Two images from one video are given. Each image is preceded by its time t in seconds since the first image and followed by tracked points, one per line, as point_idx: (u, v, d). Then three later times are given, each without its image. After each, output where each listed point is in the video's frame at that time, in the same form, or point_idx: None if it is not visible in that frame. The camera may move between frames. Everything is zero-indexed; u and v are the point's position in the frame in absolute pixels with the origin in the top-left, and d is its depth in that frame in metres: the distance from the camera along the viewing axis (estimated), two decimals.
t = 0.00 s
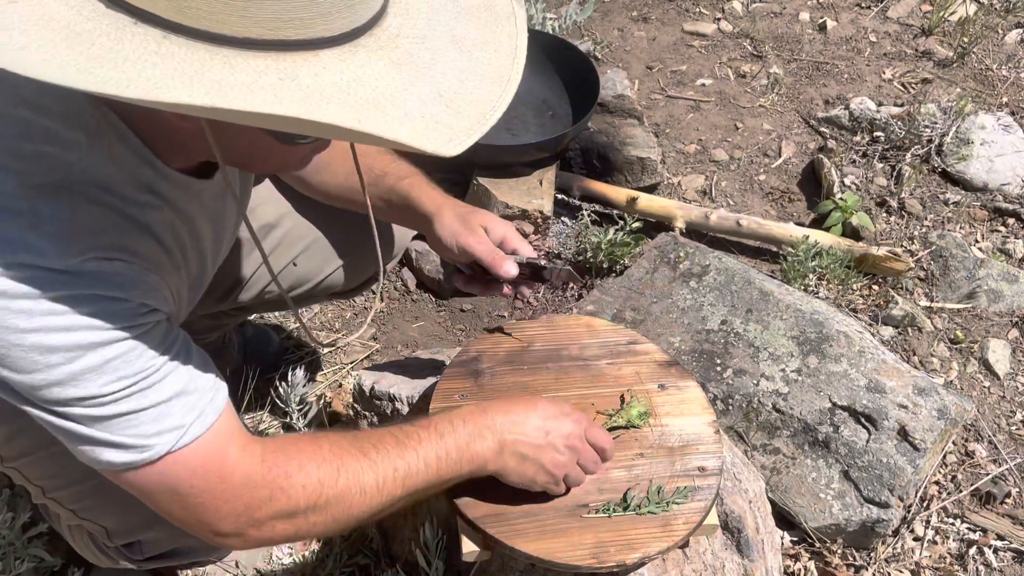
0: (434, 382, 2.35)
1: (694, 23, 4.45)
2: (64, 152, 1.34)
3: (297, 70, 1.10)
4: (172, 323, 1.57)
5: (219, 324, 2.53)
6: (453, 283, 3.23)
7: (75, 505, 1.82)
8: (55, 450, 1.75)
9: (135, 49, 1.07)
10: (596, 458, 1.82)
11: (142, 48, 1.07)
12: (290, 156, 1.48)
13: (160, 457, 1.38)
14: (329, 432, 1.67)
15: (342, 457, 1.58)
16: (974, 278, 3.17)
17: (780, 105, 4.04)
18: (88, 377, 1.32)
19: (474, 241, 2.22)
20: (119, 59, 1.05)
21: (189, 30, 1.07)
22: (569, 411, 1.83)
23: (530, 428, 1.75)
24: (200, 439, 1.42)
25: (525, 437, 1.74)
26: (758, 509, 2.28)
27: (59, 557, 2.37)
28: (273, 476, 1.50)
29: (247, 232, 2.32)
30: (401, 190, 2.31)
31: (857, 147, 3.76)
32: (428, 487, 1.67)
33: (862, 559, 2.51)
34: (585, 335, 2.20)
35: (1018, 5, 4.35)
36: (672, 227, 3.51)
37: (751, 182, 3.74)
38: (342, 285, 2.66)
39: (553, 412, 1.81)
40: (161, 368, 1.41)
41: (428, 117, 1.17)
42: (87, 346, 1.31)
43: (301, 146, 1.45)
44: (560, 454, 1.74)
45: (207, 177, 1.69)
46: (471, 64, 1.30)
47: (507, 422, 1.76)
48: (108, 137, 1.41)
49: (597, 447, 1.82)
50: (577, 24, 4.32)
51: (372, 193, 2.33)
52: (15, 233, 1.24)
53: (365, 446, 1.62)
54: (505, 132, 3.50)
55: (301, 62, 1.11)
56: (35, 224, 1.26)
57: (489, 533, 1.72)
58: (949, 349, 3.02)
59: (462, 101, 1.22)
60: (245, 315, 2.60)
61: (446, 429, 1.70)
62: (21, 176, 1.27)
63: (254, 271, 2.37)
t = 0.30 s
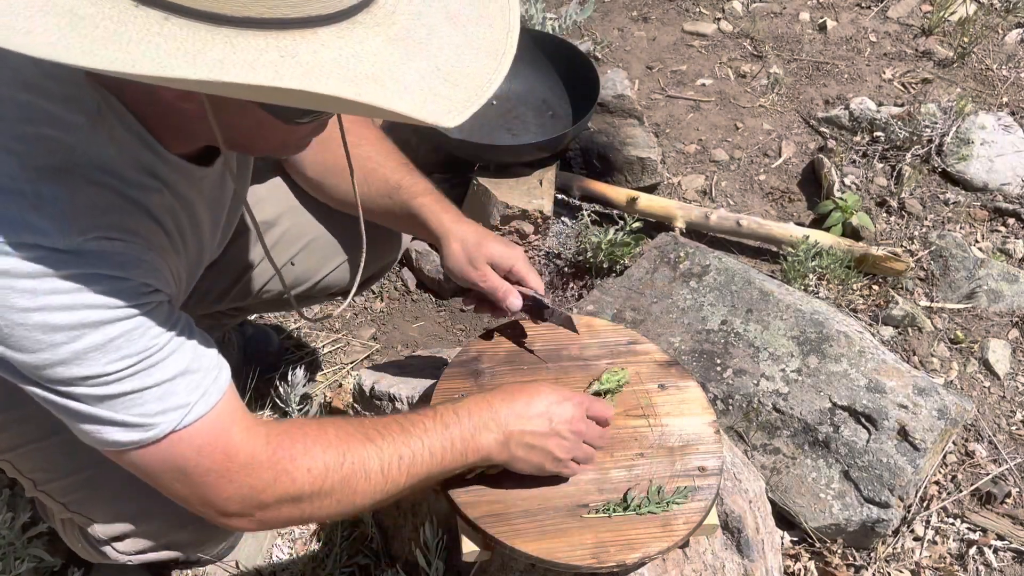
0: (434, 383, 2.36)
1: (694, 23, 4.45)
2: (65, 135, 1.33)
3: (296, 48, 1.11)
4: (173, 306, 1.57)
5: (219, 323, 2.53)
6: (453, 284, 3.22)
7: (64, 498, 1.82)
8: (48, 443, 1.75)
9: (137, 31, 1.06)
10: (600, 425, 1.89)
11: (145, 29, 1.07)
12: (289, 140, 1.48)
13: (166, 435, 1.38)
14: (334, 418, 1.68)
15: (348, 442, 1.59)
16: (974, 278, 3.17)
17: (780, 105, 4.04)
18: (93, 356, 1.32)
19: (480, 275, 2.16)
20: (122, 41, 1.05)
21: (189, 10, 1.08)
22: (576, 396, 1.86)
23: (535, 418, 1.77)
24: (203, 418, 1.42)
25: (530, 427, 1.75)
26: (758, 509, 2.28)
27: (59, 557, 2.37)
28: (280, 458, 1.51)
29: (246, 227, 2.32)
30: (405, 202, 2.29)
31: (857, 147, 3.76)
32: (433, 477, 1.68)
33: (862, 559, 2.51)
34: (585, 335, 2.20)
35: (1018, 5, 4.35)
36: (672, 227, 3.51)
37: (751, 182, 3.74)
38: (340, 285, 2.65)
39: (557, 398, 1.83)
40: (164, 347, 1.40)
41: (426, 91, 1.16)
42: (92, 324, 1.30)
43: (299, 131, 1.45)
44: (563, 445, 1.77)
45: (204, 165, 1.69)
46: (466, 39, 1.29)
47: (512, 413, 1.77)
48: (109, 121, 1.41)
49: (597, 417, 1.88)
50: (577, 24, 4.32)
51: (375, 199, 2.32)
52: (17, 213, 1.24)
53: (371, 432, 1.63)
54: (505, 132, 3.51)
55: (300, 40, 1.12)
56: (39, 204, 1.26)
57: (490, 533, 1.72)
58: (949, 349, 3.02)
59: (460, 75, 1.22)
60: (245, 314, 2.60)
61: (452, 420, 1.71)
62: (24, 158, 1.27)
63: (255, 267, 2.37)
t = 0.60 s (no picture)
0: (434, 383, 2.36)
1: (694, 23, 4.45)
2: (59, 132, 1.34)
3: (287, 49, 1.10)
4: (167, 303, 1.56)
5: (218, 322, 2.54)
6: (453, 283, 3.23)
7: (54, 491, 1.82)
8: (41, 434, 1.75)
9: (128, 34, 1.06)
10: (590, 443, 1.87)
11: (135, 31, 1.06)
12: (282, 137, 1.47)
13: (160, 429, 1.39)
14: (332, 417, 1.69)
15: (346, 439, 1.60)
16: (974, 278, 3.17)
17: (780, 105, 4.04)
18: (86, 351, 1.32)
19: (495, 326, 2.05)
20: (112, 44, 1.04)
21: (179, 11, 1.07)
22: (572, 397, 1.87)
23: (531, 419, 1.78)
24: (200, 411, 1.43)
25: (526, 428, 1.77)
26: (757, 509, 2.28)
27: (59, 557, 2.37)
28: (277, 453, 1.51)
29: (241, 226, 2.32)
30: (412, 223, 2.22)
31: (857, 147, 3.76)
32: (429, 479, 1.68)
33: (862, 559, 2.51)
34: (585, 335, 2.20)
35: (1018, 5, 4.35)
36: (672, 227, 3.52)
37: (751, 182, 3.74)
38: (338, 282, 2.65)
39: (549, 398, 1.84)
40: (158, 343, 1.41)
41: (417, 92, 1.18)
42: (85, 319, 1.31)
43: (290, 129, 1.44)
44: (559, 446, 1.78)
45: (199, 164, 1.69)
46: (457, 41, 1.31)
47: (508, 414, 1.78)
48: (104, 118, 1.40)
49: (595, 429, 1.86)
50: (577, 24, 4.32)
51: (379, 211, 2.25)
52: (10, 209, 1.24)
53: (369, 431, 1.64)
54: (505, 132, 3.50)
55: (291, 42, 1.11)
56: (31, 200, 1.26)
57: (489, 533, 1.72)
58: (949, 350, 3.02)
59: (450, 79, 1.24)
60: (243, 312, 2.60)
61: (449, 420, 1.72)
62: (18, 154, 1.28)
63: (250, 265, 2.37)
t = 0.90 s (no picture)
0: (434, 383, 2.36)
1: (694, 23, 4.45)
2: (53, 141, 1.33)
3: (276, 63, 1.11)
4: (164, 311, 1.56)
5: (219, 322, 2.54)
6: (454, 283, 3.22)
7: (54, 495, 1.81)
8: (41, 437, 1.74)
9: (116, 50, 1.07)
10: (588, 441, 1.88)
11: (125, 47, 1.07)
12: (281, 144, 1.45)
13: (159, 437, 1.39)
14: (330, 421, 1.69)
15: (345, 442, 1.60)
16: (974, 279, 3.17)
17: (780, 105, 4.04)
18: (84, 360, 1.32)
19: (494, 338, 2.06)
20: (101, 61, 1.06)
21: (167, 26, 1.07)
22: (568, 395, 1.87)
23: (528, 418, 1.78)
24: (202, 416, 1.43)
25: (523, 427, 1.77)
26: (757, 510, 2.28)
27: (59, 557, 2.37)
28: (277, 457, 1.51)
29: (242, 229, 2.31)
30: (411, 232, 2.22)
31: (857, 147, 3.76)
32: (429, 479, 1.68)
33: (862, 559, 2.51)
34: (585, 335, 2.20)
35: (1018, 5, 4.35)
36: (672, 227, 3.52)
37: (751, 182, 3.74)
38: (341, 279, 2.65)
39: (544, 395, 1.85)
40: (155, 352, 1.41)
41: (408, 106, 1.19)
42: (81, 329, 1.31)
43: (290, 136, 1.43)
44: (557, 443, 1.78)
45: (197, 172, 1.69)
46: (450, 52, 1.31)
47: (505, 414, 1.78)
48: (99, 125, 1.40)
49: (591, 425, 1.87)
50: (577, 23, 4.32)
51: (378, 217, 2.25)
52: (6, 219, 1.24)
53: (367, 433, 1.64)
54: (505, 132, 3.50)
55: (280, 55, 1.11)
56: (26, 210, 1.26)
57: (489, 533, 1.72)
58: (949, 350, 3.02)
59: (443, 91, 1.24)
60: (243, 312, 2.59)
61: (446, 421, 1.72)
62: (12, 164, 1.27)
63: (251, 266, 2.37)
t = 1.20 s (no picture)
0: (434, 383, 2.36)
1: (694, 23, 4.45)
2: (46, 144, 1.34)
3: (268, 63, 1.11)
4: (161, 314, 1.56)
5: (218, 322, 2.54)
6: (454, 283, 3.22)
7: (52, 497, 1.81)
8: (40, 440, 1.74)
9: (107, 53, 1.08)
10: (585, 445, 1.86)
11: (115, 50, 1.08)
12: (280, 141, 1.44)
13: (155, 440, 1.39)
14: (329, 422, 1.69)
15: (343, 444, 1.60)
16: (974, 278, 3.17)
17: (780, 106, 4.04)
18: (77, 364, 1.32)
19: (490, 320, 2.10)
20: (93, 64, 1.07)
21: (158, 29, 1.08)
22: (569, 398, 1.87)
23: (527, 420, 1.78)
24: (194, 420, 1.43)
25: (522, 428, 1.77)
26: (757, 510, 2.28)
27: (59, 557, 2.37)
28: (275, 459, 1.51)
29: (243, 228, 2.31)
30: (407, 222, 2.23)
31: (857, 147, 3.76)
32: (428, 480, 1.68)
33: (862, 559, 2.51)
34: (585, 335, 2.20)
35: (1018, 5, 4.36)
36: (672, 227, 3.52)
37: (751, 182, 3.74)
38: (343, 280, 2.64)
39: (544, 397, 1.85)
40: (149, 356, 1.41)
41: (402, 100, 1.18)
42: (73, 333, 1.31)
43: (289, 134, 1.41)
44: (555, 445, 1.78)
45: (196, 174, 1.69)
46: (443, 44, 1.31)
47: (503, 416, 1.78)
48: (91, 128, 1.40)
49: (589, 430, 1.85)
50: (577, 24, 4.32)
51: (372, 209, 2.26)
52: None
53: (366, 435, 1.64)
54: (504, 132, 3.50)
55: (272, 55, 1.11)
56: (18, 214, 1.27)
57: (489, 533, 1.72)
58: (949, 350, 3.02)
59: (437, 85, 1.23)
60: (244, 312, 2.59)
61: (445, 423, 1.72)
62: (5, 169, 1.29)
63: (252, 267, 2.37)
